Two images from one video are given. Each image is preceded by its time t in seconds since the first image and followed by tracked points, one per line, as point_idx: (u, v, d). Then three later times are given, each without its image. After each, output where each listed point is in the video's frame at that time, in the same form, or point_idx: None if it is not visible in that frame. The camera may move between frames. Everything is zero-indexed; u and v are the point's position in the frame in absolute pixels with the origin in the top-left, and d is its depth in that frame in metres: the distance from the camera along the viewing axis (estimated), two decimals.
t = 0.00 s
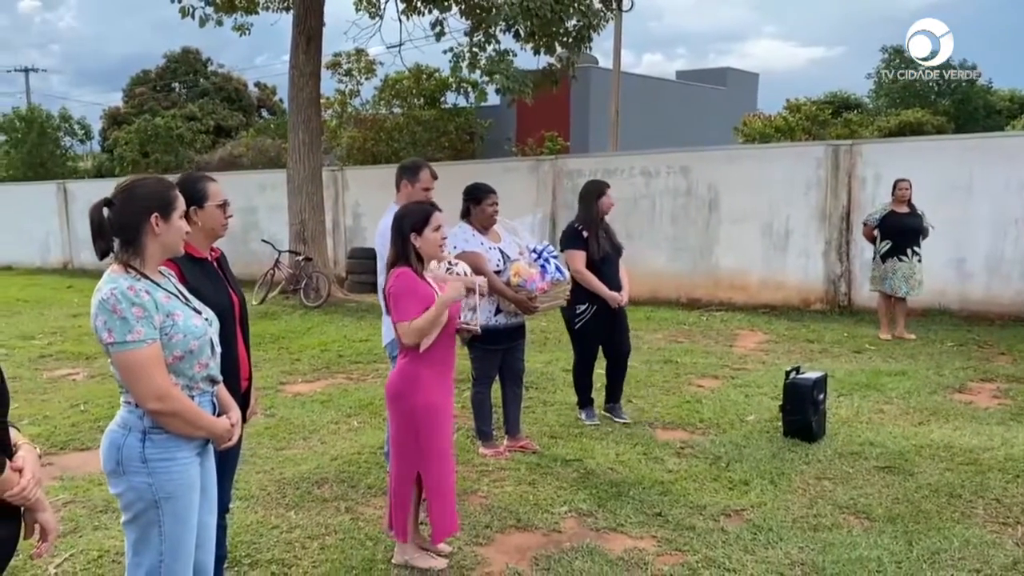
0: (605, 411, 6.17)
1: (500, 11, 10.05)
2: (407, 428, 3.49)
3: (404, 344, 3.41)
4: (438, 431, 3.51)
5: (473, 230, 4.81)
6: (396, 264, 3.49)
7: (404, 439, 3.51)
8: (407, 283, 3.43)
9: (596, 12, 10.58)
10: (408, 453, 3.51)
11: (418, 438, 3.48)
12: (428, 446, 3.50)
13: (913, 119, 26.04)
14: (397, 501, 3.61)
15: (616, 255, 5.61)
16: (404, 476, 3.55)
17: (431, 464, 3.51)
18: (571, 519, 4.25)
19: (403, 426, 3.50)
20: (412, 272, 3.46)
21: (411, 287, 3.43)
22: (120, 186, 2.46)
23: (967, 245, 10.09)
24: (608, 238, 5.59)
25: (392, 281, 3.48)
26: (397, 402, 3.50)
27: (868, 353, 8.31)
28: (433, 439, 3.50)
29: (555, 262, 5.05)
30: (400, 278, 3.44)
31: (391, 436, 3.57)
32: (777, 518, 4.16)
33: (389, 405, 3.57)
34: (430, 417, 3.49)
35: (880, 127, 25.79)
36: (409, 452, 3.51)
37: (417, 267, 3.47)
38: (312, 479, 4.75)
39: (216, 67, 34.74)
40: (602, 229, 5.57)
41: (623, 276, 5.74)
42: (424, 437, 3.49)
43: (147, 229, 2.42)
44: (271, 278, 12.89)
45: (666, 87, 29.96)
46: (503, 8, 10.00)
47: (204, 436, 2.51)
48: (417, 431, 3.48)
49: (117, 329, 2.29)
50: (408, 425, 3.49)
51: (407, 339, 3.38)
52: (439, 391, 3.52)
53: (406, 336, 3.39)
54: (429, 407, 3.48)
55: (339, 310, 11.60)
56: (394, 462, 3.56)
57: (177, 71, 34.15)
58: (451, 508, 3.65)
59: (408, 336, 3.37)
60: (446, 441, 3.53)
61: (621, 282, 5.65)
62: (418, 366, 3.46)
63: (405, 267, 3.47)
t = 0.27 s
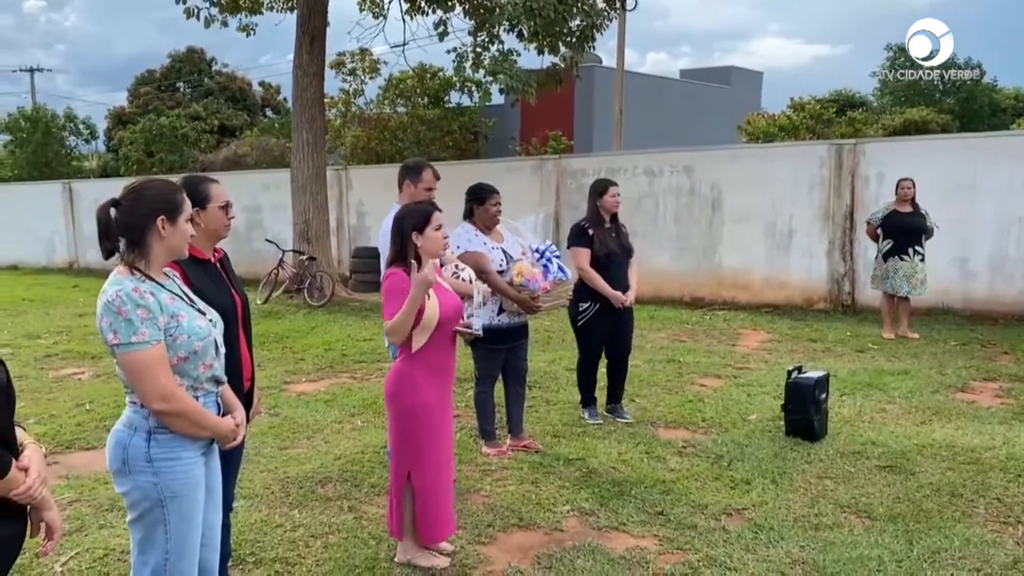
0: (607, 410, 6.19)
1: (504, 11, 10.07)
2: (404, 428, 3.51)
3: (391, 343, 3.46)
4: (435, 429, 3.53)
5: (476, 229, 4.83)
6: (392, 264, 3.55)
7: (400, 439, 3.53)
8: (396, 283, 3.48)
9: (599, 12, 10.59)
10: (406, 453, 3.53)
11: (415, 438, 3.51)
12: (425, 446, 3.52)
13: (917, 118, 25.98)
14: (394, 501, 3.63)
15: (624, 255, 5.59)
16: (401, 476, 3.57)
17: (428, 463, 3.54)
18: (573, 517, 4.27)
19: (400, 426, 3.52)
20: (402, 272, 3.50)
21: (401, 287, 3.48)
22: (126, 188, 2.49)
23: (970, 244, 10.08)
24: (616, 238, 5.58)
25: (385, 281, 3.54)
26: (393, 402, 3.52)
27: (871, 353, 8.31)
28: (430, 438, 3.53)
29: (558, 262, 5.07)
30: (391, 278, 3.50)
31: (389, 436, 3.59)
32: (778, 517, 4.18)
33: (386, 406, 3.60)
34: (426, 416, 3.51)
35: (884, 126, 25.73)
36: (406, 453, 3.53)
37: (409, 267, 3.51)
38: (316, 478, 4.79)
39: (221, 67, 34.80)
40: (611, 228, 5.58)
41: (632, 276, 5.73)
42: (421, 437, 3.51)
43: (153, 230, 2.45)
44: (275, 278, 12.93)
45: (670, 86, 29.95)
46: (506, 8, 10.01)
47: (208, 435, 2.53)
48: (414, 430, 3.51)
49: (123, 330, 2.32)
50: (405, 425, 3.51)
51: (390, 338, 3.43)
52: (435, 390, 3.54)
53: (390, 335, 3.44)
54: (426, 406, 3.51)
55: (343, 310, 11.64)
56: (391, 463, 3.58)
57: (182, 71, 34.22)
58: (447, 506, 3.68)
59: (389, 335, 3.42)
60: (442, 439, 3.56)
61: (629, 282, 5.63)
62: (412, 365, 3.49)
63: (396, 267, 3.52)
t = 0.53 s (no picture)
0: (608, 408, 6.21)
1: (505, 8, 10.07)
2: (403, 427, 3.53)
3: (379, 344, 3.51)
4: (434, 427, 3.54)
5: (478, 228, 4.84)
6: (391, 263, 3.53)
7: (399, 437, 3.55)
8: (394, 286, 3.47)
9: (600, 9, 10.59)
10: (405, 451, 3.55)
11: (415, 436, 3.52)
12: (424, 444, 3.53)
13: (919, 115, 25.93)
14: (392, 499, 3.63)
15: (631, 253, 5.58)
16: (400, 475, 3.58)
17: (427, 461, 3.55)
18: (574, 514, 4.29)
19: (401, 424, 3.54)
20: (401, 275, 3.49)
21: (399, 290, 3.47)
22: (131, 188, 2.50)
23: (971, 241, 10.08)
24: (625, 237, 5.58)
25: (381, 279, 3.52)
26: (393, 400, 3.54)
27: (872, 350, 8.32)
28: (430, 436, 3.54)
29: (558, 260, 5.09)
30: (387, 280, 3.48)
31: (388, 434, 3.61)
32: (779, 514, 4.19)
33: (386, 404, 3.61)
34: (427, 414, 3.52)
35: (886, 123, 25.69)
36: (405, 451, 3.54)
37: (409, 265, 3.51)
38: (318, 476, 4.80)
39: (222, 65, 34.79)
40: (619, 227, 5.58)
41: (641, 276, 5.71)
42: (421, 435, 3.52)
43: (157, 229, 2.46)
44: (277, 276, 12.95)
45: (671, 84, 29.92)
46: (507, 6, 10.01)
47: (210, 433, 2.55)
48: (414, 428, 3.52)
49: (127, 329, 2.33)
50: (405, 424, 3.53)
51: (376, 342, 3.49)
52: (435, 389, 3.56)
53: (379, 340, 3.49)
54: (425, 405, 3.52)
55: (344, 308, 11.66)
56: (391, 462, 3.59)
57: (183, 69, 34.22)
58: (444, 506, 3.69)
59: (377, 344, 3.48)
60: (441, 438, 3.57)
61: (634, 280, 5.62)
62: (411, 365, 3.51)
63: (394, 270, 3.49)
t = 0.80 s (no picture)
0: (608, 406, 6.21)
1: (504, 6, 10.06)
2: (404, 425, 3.53)
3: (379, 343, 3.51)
4: (435, 426, 3.54)
5: (478, 226, 4.84)
6: (393, 262, 3.52)
7: (400, 436, 3.55)
8: (394, 286, 3.46)
9: (600, 7, 10.58)
10: (406, 450, 3.55)
11: (415, 434, 3.52)
12: (425, 443, 3.53)
13: (919, 112, 25.91)
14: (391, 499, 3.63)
15: (635, 254, 5.57)
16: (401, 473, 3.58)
17: (427, 460, 3.55)
18: (574, 512, 4.29)
19: (401, 423, 3.54)
20: (402, 274, 3.48)
21: (399, 290, 3.47)
22: (131, 186, 2.50)
23: (971, 239, 10.09)
24: (630, 237, 5.56)
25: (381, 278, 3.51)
26: (395, 399, 3.54)
27: (871, 348, 8.32)
28: (430, 435, 3.54)
29: (558, 258, 5.10)
30: (386, 280, 3.47)
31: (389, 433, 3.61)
32: (779, 513, 4.18)
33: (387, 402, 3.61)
34: (427, 413, 3.52)
35: (886, 121, 25.67)
36: (406, 450, 3.55)
37: (409, 264, 3.50)
38: (318, 474, 4.80)
39: (221, 63, 34.76)
40: (625, 226, 5.55)
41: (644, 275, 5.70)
42: (422, 434, 3.52)
43: (157, 228, 2.46)
44: (277, 274, 12.95)
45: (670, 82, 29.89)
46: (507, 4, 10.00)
47: (210, 432, 2.55)
48: (415, 426, 3.52)
49: (126, 327, 2.33)
50: (406, 422, 3.53)
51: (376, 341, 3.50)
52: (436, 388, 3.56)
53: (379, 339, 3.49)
54: (425, 403, 3.52)
55: (344, 306, 11.66)
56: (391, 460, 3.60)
57: (182, 66, 34.16)
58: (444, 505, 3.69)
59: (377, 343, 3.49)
60: (442, 437, 3.57)
61: (637, 280, 5.61)
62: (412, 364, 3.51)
63: (394, 270, 3.48)
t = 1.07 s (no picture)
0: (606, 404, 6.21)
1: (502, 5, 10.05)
2: (403, 424, 3.53)
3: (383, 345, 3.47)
4: (434, 424, 3.54)
5: (476, 224, 4.84)
6: (391, 261, 3.52)
7: (399, 435, 3.55)
8: (395, 284, 3.46)
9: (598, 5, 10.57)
10: (406, 449, 3.55)
11: (414, 432, 3.52)
12: (424, 441, 3.53)
13: (917, 111, 25.92)
14: (392, 498, 3.63)
15: (633, 252, 5.58)
16: (401, 472, 3.58)
17: (427, 459, 3.55)
18: (572, 510, 4.30)
19: (400, 422, 3.54)
20: (402, 272, 3.49)
21: (401, 287, 3.46)
22: (127, 184, 2.50)
23: (969, 238, 10.09)
24: (628, 235, 5.57)
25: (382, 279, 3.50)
26: (394, 398, 3.54)
27: (869, 346, 8.33)
28: (430, 433, 3.54)
29: (556, 257, 5.10)
30: (388, 279, 3.47)
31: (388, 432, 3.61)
32: (777, 511, 4.19)
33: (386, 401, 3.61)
34: (426, 411, 3.52)
35: (884, 120, 25.68)
36: (406, 448, 3.55)
37: (409, 263, 3.50)
38: (316, 472, 4.80)
39: (219, 61, 34.71)
40: (624, 225, 5.55)
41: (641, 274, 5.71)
42: (422, 432, 3.52)
43: (153, 227, 2.46)
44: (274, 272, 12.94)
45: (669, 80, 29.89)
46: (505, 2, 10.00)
47: (208, 431, 2.55)
48: (414, 425, 3.52)
49: (122, 325, 2.33)
50: (405, 420, 3.53)
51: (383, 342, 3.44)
52: (435, 386, 3.56)
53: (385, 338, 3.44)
54: (425, 401, 3.52)
55: (342, 304, 11.65)
56: (391, 459, 3.60)
57: (180, 64, 34.11)
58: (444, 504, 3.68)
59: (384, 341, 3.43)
60: (442, 434, 3.57)
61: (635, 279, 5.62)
62: (413, 362, 3.51)
63: (395, 268, 3.49)
